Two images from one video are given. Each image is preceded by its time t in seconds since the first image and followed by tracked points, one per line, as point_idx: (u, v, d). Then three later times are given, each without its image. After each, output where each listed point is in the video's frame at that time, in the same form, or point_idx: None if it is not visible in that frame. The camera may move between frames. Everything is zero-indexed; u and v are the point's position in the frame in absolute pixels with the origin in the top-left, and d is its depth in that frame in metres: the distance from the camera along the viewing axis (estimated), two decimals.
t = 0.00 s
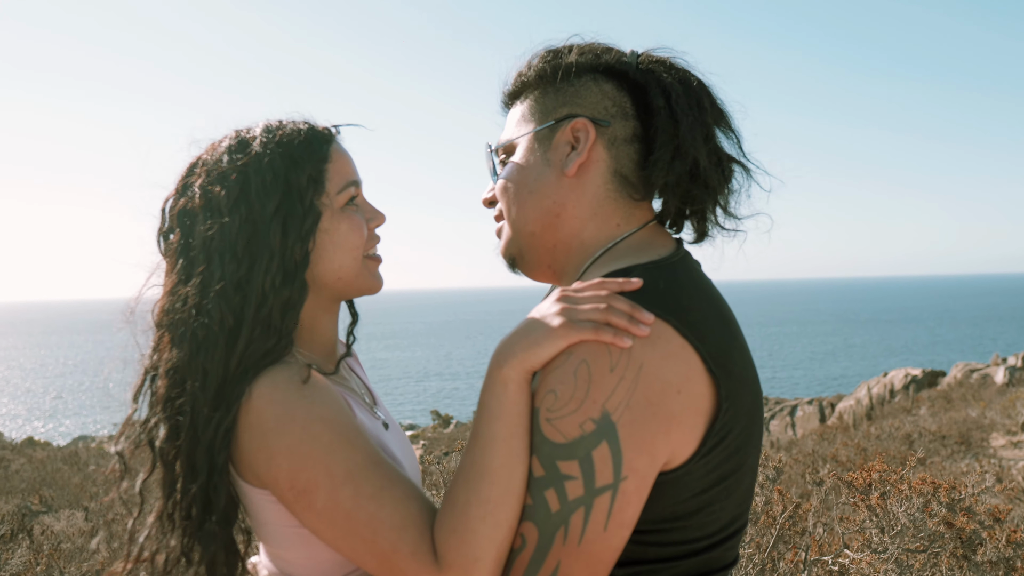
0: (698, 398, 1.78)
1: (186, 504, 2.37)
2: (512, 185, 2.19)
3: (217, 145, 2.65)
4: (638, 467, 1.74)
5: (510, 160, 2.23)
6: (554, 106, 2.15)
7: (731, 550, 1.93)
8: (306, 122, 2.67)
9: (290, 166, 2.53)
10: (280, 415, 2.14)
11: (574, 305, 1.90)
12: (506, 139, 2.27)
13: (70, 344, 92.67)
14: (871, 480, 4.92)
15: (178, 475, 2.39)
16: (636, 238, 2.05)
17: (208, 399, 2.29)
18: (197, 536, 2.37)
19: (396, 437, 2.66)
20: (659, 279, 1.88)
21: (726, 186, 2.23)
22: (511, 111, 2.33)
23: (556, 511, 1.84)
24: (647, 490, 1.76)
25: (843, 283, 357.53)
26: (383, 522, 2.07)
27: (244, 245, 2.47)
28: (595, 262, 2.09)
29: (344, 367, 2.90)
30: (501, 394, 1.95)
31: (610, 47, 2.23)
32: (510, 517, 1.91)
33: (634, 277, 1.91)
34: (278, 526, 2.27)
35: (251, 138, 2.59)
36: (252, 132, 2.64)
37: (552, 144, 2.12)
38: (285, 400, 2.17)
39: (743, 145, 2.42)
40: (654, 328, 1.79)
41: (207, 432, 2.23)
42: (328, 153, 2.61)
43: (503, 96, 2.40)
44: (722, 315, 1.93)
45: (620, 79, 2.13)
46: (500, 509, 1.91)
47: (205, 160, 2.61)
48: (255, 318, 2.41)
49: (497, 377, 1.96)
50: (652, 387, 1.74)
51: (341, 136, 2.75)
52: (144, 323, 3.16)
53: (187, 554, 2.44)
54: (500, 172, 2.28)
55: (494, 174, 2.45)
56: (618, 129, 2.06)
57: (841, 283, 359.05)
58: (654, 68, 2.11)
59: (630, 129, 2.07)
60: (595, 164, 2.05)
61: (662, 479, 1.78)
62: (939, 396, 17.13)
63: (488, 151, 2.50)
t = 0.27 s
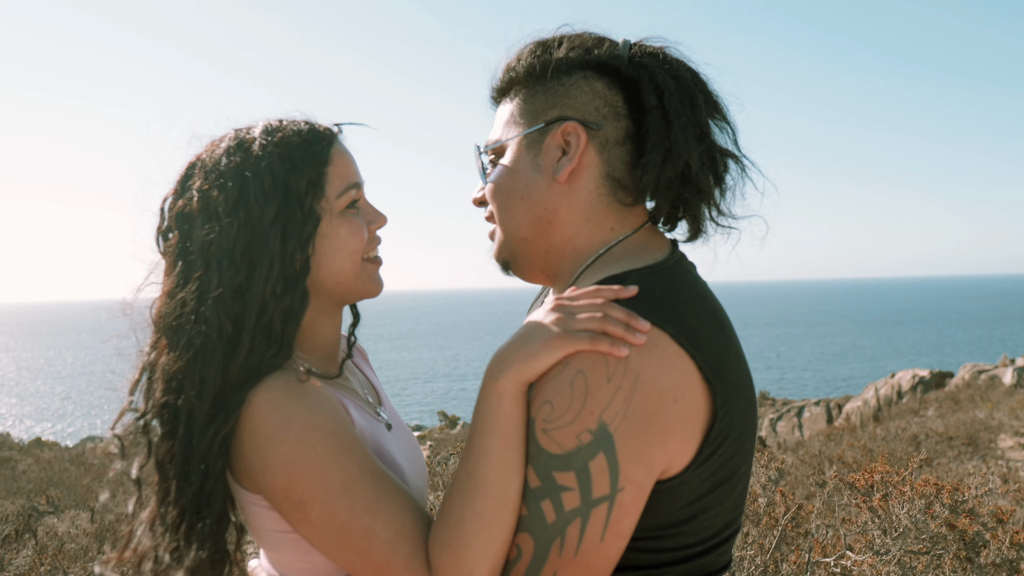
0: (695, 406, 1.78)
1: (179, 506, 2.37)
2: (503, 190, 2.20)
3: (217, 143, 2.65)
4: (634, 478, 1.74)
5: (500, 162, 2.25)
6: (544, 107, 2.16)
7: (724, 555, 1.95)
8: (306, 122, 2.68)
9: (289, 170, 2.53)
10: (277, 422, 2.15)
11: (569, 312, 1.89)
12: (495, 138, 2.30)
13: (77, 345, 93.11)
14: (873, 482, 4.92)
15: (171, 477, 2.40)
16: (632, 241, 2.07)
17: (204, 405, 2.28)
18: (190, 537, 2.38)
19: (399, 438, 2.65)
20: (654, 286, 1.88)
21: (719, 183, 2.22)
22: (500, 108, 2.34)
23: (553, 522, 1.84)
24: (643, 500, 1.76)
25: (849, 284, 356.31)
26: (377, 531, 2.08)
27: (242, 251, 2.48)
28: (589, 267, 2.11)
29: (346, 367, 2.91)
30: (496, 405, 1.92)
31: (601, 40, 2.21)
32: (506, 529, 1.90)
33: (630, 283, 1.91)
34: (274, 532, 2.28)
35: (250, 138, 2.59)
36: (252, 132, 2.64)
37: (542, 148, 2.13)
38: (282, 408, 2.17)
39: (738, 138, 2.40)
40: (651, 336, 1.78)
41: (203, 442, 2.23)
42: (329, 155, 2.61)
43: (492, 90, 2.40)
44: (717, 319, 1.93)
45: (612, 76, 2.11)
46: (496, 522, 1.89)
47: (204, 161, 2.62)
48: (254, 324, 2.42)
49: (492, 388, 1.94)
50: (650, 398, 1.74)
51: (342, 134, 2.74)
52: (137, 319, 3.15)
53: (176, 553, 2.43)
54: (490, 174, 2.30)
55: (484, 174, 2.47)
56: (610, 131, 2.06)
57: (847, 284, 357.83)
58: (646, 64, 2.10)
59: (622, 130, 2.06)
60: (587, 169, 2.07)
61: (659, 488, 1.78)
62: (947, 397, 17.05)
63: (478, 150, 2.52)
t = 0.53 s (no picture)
0: (682, 408, 1.78)
1: (177, 504, 2.39)
2: (491, 195, 2.22)
3: (213, 146, 2.67)
4: (620, 480, 1.74)
5: (490, 163, 2.27)
6: (531, 111, 2.16)
7: (715, 561, 1.95)
8: (302, 125, 2.69)
9: (282, 173, 2.54)
10: (269, 421, 2.16)
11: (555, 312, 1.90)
12: (485, 141, 2.30)
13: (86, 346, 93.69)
14: (876, 483, 4.91)
15: (168, 477, 2.41)
16: (622, 244, 2.09)
17: (202, 406, 2.31)
18: (186, 543, 2.41)
19: (393, 437, 2.66)
20: (645, 288, 1.88)
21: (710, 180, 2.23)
22: (489, 110, 2.35)
23: (537, 523, 1.84)
24: (629, 503, 1.77)
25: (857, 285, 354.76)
26: (366, 530, 2.09)
27: (232, 253, 2.50)
28: (582, 269, 2.13)
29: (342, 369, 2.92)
30: (484, 406, 1.94)
31: (589, 39, 2.21)
32: (491, 529, 1.91)
33: (620, 285, 1.92)
34: (266, 529, 2.29)
35: (245, 142, 2.61)
36: (249, 136, 2.66)
37: (530, 153, 2.14)
38: (276, 407, 2.18)
39: (731, 134, 2.40)
40: (637, 337, 1.78)
41: (199, 444, 2.26)
42: (324, 159, 2.62)
43: (481, 91, 2.40)
44: (708, 320, 1.93)
45: (600, 76, 2.11)
46: (481, 522, 1.90)
47: (200, 163, 2.64)
48: (246, 327, 2.44)
49: (480, 390, 1.95)
50: (635, 399, 1.74)
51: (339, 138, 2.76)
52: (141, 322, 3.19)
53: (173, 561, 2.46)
54: (481, 177, 2.32)
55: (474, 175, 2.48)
56: (597, 133, 2.08)
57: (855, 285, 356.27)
58: (634, 63, 2.09)
59: (610, 132, 2.08)
60: (576, 173, 2.08)
61: (645, 490, 1.79)
62: (957, 399, 16.98)
63: (467, 151, 2.52)
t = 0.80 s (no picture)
0: (680, 406, 1.77)
1: (185, 501, 2.40)
2: (492, 194, 2.23)
3: (217, 145, 2.69)
4: (618, 478, 1.74)
5: (491, 162, 2.27)
6: (531, 111, 2.16)
7: (715, 560, 1.94)
8: (304, 124, 2.71)
9: (285, 171, 2.56)
10: (270, 419, 2.17)
11: (554, 309, 1.89)
12: (487, 140, 2.30)
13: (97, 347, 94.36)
14: (883, 485, 4.88)
15: (175, 474, 2.42)
16: (622, 243, 2.08)
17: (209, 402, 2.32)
18: (192, 544, 2.44)
19: (395, 436, 2.67)
20: (643, 286, 1.88)
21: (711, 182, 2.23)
22: (491, 109, 2.35)
23: (537, 521, 1.85)
24: (628, 501, 1.76)
25: (867, 285, 352.71)
26: (367, 527, 2.09)
27: (236, 249, 2.52)
28: (583, 266, 2.12)
29: (342, 366, 2.93)
30: (481, 404, 1.94)
31: (591, 36, 2.19)
32: (490, 528, 1.91)
33: (618, 283, 1.92)
34: (270, 525, 2.30)
35: (248, 141, 2.63)
36: (251, 135, 2.68)
37: (530, 154, 2.14)
38: (277, 404, 2.19)
39: (734, 134, 2.39)
40: (634, 335, 1.78)
41: (205, 440, 2.27)
42: (325, 157, 2.63)
43: (483, 88, 2.40)
44: (707, 319, 1.93)
45: (601, 75, 2.11)
46: (480, 520, 1.91)
47: (204, 162, 2.65)
48: (249, 322, 2.45)
49: (478, 387, 1.95)
50: (634, 397, 1.74)
51: (341, 137, 2.77)
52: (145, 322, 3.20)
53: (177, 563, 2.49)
54: (482, 176, 2.32)
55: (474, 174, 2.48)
56: (597, 134, 2.07)
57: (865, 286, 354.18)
58: (635, 62, 2.08)
59: (610, 132, 2.07)
60: (575, 173, 2.08)
61: (644, 488, 1.78)
62: (970, 399, 16.86)
63: (468, 150, 2.52)
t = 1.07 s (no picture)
0: (687, 407, 1.77)
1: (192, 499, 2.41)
2: (491, 198, 2.24)
3: (226, 146, 2.71)
4: (625, 477, 1.74)
5: (492, 165, 2.28)
6: (530, 117, 2.17)
7: (720, 562, 1.94)
8: (313, 126, 2.72)
9: (294, 170, 2.58)
10: (277, 419, 2.19)
11: (558, 309, 1.89)
12: (487, 143, 2.30)
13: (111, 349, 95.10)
14: (893, 487, 4.83)
15: (185, 470, 2.44)
16: (623, 247, 2.09)
17: (217, 400, 2.34)
18: (204, 547, 2.44)
19: (397, 438, 2.67)
20: (647, 287, 1.88)
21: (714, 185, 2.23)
22: (494, 110, 2.35)
23: (543, 521, 1.85)
24: (635, 500, 1.76)
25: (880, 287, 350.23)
26: (373, 526, 2.10)
27: (244, 246, 2.54)
28: (588, 268, 2.13)
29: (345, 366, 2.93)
30: (486, 405, 1.94)
31: (594, 38, 2.19)
32: (495, 527, 1.91)
33: (622, 284, 1.91)
34: (277, 524, 2.31)
35: (257, 141, 2.66)
36: (260, 136, 2.70)
37: (528, 161, 2.15)
38: (283, 404, 2.20)
39: (738, 136, 2.39)
40: (639, 335, 1.78)
41: (215, 441, 2.28)
42: (333, 158, 2.65)
43: (487, 89, 2.40)
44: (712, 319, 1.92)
45: (602, 80, 2.10)
46: (485, 521, 1.91)
47: (213, 162, 2.67)
48: (255, 319, 2.47)
49: (483, 388, 1.95)
50: (640, 397, 1.74)
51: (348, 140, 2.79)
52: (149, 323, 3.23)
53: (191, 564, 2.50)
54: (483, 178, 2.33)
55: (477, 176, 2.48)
56: (595, 140, 2.07)
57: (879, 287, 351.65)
58: (636, 67, 2.08)
59: (609, 138, 2.07)
60: (572, 181, 2.09)
61: (650, 488, 1.78)
62: (986, 402, 16.70)
63: (472, 153, 2.52)
